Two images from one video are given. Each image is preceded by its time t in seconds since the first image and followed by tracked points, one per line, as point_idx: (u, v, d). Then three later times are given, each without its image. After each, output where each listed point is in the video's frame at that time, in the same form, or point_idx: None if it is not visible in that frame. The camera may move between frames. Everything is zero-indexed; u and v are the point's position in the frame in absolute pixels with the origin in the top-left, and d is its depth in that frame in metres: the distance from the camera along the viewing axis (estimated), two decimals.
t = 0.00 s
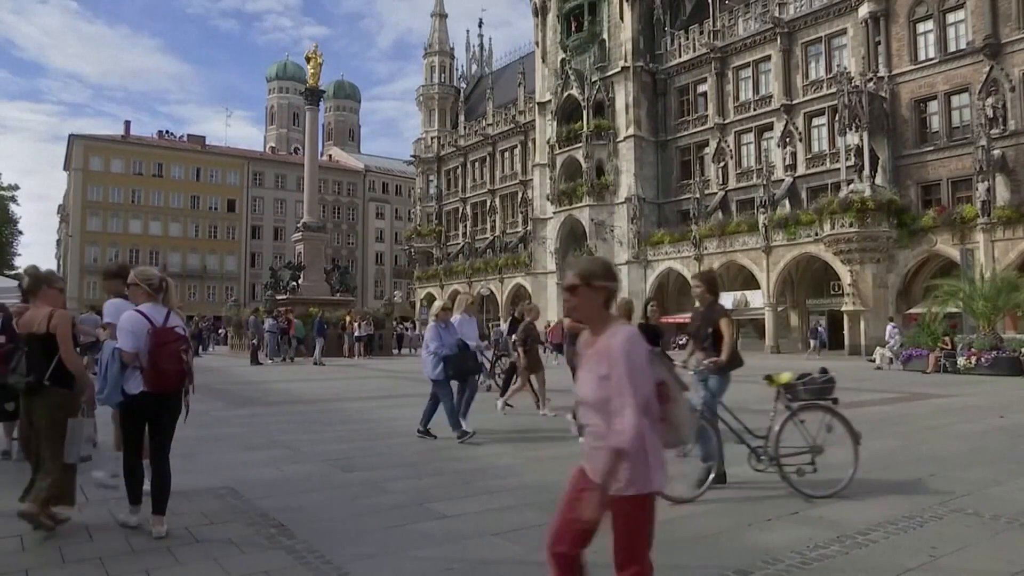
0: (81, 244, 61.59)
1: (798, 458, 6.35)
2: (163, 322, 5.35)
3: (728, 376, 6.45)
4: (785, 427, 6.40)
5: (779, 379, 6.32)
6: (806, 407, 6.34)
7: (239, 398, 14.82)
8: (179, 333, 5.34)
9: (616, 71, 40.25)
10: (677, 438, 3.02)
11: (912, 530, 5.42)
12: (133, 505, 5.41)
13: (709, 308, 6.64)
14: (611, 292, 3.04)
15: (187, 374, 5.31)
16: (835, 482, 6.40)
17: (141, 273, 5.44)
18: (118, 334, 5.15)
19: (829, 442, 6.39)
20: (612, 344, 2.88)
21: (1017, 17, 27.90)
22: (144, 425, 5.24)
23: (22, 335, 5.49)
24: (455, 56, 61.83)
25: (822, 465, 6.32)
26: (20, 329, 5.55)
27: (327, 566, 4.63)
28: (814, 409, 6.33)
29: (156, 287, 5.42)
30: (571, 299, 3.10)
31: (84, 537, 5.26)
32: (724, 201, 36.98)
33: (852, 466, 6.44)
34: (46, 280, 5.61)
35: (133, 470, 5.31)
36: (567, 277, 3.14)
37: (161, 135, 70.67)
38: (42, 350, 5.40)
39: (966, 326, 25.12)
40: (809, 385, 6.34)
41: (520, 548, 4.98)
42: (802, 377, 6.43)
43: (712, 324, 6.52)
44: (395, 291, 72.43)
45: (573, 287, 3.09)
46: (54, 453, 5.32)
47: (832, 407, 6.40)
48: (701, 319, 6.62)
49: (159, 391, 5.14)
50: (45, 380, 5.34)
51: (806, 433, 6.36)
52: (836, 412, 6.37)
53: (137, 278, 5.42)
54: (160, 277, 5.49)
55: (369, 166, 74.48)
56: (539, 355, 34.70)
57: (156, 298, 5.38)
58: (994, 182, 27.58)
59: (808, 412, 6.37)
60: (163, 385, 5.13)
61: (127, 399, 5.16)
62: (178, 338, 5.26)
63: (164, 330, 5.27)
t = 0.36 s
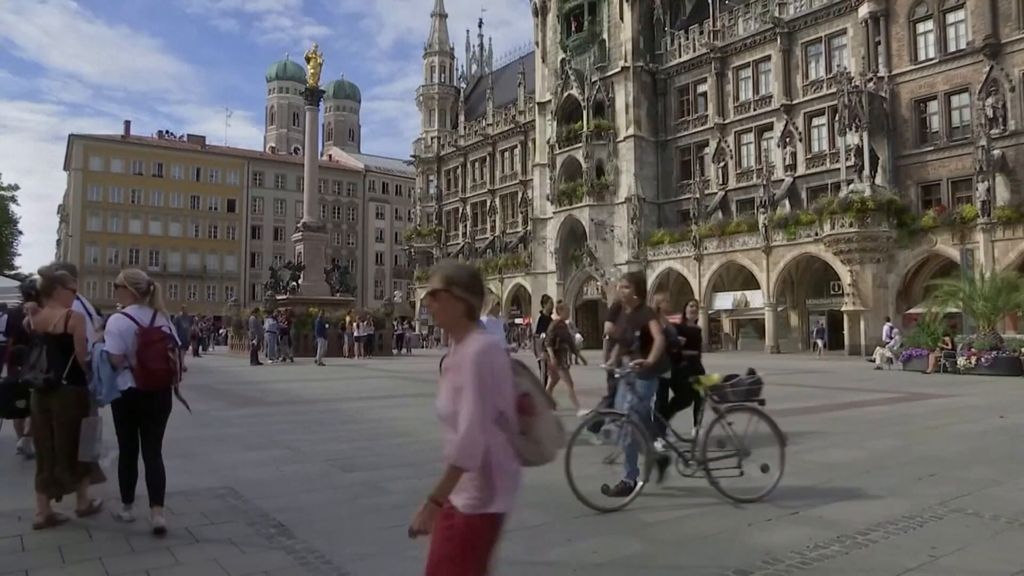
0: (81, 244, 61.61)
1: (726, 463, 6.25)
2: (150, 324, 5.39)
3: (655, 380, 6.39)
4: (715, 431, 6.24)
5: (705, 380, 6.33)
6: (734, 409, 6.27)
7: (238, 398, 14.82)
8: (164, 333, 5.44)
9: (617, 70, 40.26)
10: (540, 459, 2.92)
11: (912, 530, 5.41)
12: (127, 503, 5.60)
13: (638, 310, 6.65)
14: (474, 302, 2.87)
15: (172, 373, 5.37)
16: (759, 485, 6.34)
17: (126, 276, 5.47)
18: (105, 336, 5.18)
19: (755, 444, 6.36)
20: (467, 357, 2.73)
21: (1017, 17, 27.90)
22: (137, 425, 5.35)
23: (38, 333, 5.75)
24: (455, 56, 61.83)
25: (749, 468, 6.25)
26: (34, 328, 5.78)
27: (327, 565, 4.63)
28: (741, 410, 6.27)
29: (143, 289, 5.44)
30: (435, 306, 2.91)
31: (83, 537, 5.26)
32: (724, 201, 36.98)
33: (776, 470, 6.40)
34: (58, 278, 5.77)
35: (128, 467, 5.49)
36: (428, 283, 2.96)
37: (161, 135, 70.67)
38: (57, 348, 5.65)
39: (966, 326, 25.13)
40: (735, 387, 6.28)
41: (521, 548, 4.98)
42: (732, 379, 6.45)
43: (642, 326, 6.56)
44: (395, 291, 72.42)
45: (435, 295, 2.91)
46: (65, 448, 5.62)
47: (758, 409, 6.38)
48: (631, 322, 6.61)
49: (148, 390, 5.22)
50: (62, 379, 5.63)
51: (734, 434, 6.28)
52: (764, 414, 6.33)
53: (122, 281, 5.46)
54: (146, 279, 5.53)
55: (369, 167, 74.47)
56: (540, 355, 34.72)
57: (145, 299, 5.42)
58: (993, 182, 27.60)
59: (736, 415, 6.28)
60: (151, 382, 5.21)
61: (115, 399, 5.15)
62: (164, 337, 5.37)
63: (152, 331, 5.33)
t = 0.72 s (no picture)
0: (81, 244, 61.64)
1: (652, 468, 6.00)
2: (137, 323, 5.45)
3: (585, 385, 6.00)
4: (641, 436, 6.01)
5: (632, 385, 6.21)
6: (659, 412, 6.11)
7: (239, 398, 14.84)
8: (153, 330, 5.52)
9: (617, 71, 40.26)
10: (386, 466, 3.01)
11: (912, 530, 5.42)
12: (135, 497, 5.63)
13: (563, 316, 6.37)
14: (328, 306, 3.05)
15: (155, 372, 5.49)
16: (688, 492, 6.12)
17: (122, 274, 5.47)
18: (93, 336, 5.31)
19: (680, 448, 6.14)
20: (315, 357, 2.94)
21: (1017, 17, 27.90)
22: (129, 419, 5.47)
23: (53, 330, 6.06)
24: (455, 56, 61.81)
25: (675, 473, 6.04)
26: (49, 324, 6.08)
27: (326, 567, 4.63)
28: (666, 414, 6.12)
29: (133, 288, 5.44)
30: (292, 307, 3.17)
31: (83, 537, 5.26)
32: (724, 201, 37.00)
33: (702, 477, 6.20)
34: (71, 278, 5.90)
35: (127, 462, 5.51)
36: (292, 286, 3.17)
37: (162, 135, 70.68)
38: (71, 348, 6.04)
39: (966, 326, 25.14)
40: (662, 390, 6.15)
41: (521, 548, 4.99)
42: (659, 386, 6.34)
43: (568, 331, 6.30)
44: (395, 291, 72.42)
45: (295, 298, 3.13)
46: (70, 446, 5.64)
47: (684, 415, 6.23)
48: (557, 327, 6.33)
49: (134, 387, 5.36)
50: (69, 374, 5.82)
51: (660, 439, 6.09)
52: (688, 417, 6.19)
53: (117, 277, 5.47)
54: (140, 276, 5.51)
55: (369, 167, 74.47)
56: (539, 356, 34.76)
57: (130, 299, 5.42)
58: (993, 182, 27.61)
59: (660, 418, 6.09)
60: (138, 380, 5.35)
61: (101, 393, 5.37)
62: (150, 335, 5.46)
63: (139, 329, 5.42)
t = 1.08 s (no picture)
0: (82, 251, 61.60)
1: (577, 485, 5.67)
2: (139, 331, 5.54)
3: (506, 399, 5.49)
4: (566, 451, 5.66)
5: (557, 396, 5.93)
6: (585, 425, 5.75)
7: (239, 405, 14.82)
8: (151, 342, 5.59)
9: (616, 77, 40.34)
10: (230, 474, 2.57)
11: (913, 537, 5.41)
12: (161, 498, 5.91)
13: (487, 321, 5.82)
14: (154, 302, 2.72)
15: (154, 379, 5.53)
16: (616, 507, 5.84)
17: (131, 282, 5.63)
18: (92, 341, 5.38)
19: (605, 462, 5.86)
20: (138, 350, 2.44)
21: (1016, 23, 27.92)
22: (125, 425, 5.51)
23: (68, 337, 6.03)
24: (455, 62, 61.88)
25: (600, 489, 5.74)
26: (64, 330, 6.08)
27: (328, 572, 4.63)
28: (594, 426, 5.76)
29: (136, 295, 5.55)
30: (118, 306, 2.79)
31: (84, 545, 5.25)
32: (724, 207, 37.01)
33: (629, 491, 5.92)
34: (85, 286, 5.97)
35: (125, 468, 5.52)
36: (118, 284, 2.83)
37: (162, 142, 70.76)
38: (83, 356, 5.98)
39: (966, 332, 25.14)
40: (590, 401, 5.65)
41: (522, 555, 4.97)
42: (585, 397, 6.11)
43: (493, 338, 5.72)
44: (395, 297, 72.43)
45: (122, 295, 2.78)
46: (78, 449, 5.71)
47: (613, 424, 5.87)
48: (480, 332, 5.75)
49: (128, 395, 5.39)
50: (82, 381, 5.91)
51: (586, 452, 5.76)
52: (615, 427, 5.84)
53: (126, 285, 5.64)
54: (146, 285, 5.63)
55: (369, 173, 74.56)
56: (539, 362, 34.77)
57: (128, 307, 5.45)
58: (993, 188, 27.64)
59: (587, 430, 5.77)
60: (126, 389, 5.22)
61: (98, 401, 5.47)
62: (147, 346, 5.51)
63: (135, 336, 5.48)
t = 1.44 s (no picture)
0: (82, 274, 61.57)
1: (497, 521, 5.30)
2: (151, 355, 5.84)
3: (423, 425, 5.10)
4: (486, 484, 5.27)
5: (479, 426, 5.24)
6: (508, 458, 5.33)
7: (238, 430, 14.75)
8: (160, 366, 5.88)
9: (615, 100, 40.62)
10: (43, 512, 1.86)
11: (918, 561, 5.35)
12: (170, 519, 6.12)
13: (402, 339, 5.21)
14: None
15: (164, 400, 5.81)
16: (539, 544, 5.49)
17: (144, 308, 5.96)
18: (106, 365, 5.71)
19: (530, 496, 5.48)
20: None
21: (1010, 46, 28.18)
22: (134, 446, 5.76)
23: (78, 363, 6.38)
24: (455, 86, 62.34)
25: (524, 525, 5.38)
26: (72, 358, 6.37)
27: None
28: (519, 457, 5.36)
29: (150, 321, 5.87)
30: None
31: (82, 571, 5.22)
32: (723, 229, 37.09)
33: (553, 524, 5.60)
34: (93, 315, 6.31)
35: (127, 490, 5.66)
36: None
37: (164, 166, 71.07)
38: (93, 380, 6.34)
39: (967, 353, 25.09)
40: (515, 432, 5.28)
41: None
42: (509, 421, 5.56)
43: (408, 358, 5.12)
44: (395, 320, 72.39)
45: None
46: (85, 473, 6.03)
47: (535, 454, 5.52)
48: (395, 351, 5.17)
49: (137, 419, 5.66)
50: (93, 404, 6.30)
51: (509, 485, 5.36)
52: (541, 459, 5.48)
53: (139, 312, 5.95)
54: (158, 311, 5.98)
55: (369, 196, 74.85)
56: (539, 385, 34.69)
57: (148, 330, 5.75)
58: (991, 209, 27.71)
59: (511, 462, 5.38)
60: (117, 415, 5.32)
61: (111, 424, 5.70)
62: (157, 370, 5.81)
63: (148, 362, 5.80)
